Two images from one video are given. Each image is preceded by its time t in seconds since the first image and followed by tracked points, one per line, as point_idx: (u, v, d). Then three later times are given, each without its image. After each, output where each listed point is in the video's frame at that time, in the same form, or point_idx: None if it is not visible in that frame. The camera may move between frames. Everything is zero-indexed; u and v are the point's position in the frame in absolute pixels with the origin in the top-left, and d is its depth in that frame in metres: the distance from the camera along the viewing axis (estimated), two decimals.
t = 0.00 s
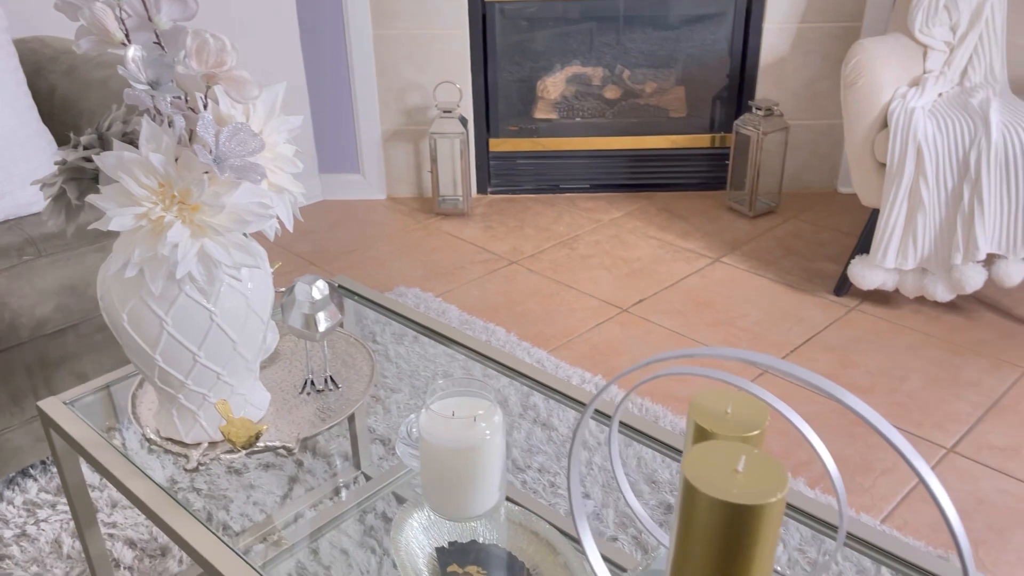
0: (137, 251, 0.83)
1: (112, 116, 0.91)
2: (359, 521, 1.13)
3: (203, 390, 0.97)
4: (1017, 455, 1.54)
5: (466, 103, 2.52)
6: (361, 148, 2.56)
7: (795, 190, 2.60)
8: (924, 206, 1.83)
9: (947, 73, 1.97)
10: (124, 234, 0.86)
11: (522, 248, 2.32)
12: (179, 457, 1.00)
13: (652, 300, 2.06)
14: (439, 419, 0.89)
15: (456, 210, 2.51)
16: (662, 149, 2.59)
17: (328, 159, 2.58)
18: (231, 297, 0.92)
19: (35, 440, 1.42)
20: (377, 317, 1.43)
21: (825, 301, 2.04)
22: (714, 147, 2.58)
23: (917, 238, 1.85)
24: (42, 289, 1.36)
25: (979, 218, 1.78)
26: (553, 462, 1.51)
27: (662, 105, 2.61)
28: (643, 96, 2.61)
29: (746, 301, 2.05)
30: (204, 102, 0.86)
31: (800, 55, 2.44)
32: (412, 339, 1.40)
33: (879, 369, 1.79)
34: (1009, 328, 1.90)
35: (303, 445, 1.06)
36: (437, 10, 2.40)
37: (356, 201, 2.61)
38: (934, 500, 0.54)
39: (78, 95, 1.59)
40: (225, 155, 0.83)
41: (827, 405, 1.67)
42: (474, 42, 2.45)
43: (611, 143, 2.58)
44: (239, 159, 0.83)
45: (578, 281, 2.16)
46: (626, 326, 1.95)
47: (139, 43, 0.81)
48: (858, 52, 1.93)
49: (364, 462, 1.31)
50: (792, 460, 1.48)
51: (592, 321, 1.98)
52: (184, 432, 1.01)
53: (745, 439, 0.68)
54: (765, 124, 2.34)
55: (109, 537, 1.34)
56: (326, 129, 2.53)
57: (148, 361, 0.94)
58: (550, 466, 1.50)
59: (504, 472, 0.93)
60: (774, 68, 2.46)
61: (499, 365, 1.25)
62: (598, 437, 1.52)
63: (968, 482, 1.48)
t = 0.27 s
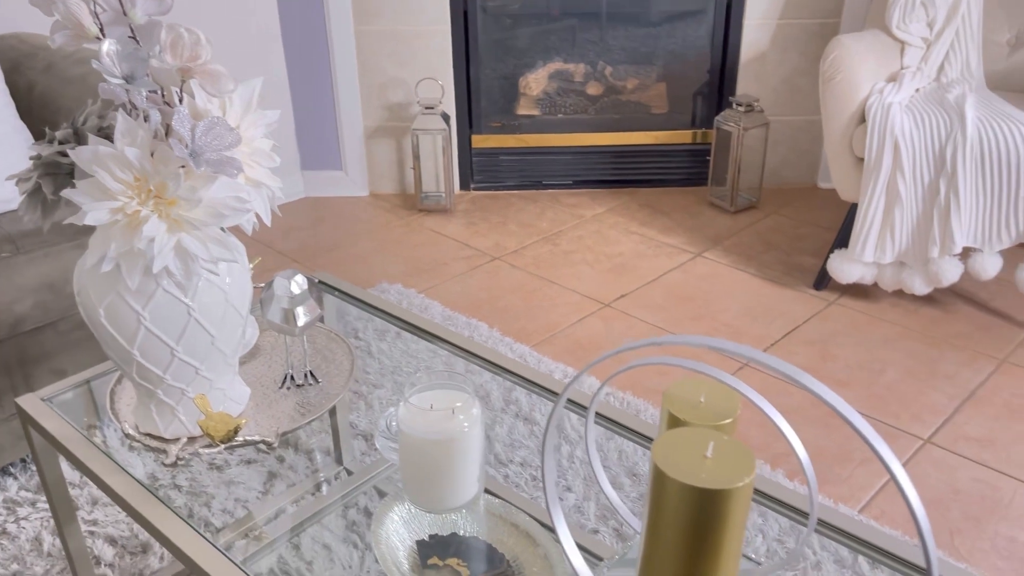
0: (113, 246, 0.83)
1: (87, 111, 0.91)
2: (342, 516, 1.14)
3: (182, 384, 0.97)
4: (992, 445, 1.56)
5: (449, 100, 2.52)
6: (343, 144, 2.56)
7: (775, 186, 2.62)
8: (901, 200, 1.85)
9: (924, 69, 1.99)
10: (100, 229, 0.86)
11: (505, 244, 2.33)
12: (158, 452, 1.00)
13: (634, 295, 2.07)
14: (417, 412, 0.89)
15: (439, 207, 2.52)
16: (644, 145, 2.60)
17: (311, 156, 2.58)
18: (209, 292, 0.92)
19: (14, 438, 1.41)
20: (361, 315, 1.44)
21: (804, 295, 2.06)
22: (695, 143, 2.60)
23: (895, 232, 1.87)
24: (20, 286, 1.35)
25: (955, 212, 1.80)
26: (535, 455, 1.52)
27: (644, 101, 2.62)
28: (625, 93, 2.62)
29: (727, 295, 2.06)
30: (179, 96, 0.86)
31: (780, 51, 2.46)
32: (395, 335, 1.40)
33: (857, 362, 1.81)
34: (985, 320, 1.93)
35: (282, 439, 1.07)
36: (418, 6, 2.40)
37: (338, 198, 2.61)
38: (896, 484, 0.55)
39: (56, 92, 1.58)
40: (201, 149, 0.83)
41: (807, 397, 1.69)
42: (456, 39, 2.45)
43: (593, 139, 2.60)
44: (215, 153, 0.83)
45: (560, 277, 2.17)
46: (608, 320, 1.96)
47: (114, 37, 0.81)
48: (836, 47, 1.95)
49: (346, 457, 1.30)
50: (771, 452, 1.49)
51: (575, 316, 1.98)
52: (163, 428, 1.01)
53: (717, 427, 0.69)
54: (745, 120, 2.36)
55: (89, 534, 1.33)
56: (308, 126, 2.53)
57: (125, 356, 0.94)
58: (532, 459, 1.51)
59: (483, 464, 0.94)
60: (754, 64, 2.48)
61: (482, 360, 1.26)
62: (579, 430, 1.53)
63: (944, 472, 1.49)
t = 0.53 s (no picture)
0: (91, 241, 0.83)
1: (65, 106, 0.91)
2: (325, 512, 1.14)
3: (162, 379, 0.97)
4: (969, 437, 1.58)
5: (432, 97, 2.52)
6: (326, 142, 2.56)
7: (758, 182, 2.64)
8: (880, 195, 1.87)
9: (903, 66, 2.01)
10: (78, 224, 0.86)
11: (489, 241, 2.34)
12: (139, 448, 1.00)
13: (617, 291, 2.08)
14: (397, 406, 0.90)
15: (423, 204, 2.52)
16: (627, 142, 2.62)
17: (294, 154, 2.58)
18: (189, 287, 0.92)
19: None
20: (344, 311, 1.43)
21: (786, 290, 2.07)
22: (678, 140, 2.61)
23: (875, 227, 1.89)
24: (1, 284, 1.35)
25: (933, 207, 1.82)
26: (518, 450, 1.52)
27: (627, 99, 2.63)
28: (608, 90, 2.63)
29: (709, 291, 2.08)
30: (158, 91, 0.86)
31: (761, 48, 2.48)
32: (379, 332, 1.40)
33: (837, 356, 1.82)
34: (964, 314, 1.95)
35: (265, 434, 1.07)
36: (401, 4, 2.40)
37: (322, 196, 2.61)
38: (862, 468, 0.57)
39: (36, 89, 1.57)
40: (179, 143, 0.83)
41: (787, 391, 1.71)
42: (439, 36, 2.45)
43: (577, 136, 2.61)
44: (192, 147, 0.84)
45: (544, 274, 2.17)
46: (591, 317, 1.97)
47: (92, 33, 0.81)
48: (816, 45, 1.97)
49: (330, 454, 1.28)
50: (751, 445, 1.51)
51: (558, 312, 1.99)
52: (144, 423, 1.01)
53: (692, 416, 0.70)
54: (728, 117, 2.37)
55: (72, 532, 1.33)
56: (290, 124, 2.53)
57: (105, 351, 0.94)
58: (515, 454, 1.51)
59: (463, 457, 0.94)
60: (735, 62, 2.49)
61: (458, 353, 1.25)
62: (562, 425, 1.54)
63: (922, 464, 1.51)
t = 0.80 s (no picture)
0: (66, 239, 0.83)
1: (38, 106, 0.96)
2: (306, 510, 1.14)
3: (140, 378, 0.97)
4: (946, 431, 1.60)
5: (414, 97, 2.52)
6: (308, 142, 2.56)
7: (739, 181, 2.66)
8: (858, 193, 1.89)
9: (880, 64, 2.03)
10: (52, 222, 0.85)
11: (471, 240, 2.34)
12: (116, 447, 1.00)
13: (599, 289, 2.09)
14: (374, 402, 0.90)
15: (406, 204, 2.52)
16: (609, 141, 2.63)
17: (276, 154, 2.57)
18: (166, 285, 0.92)
19: None
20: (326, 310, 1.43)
21: (766, 288, 2.09)
22: (660, 139, 2.63)
23: (853, 225, 1.91)
24: None
25: (910, 204, 1.84)
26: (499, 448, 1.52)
27: (608, 98, 2.64)
28: (590, 90, 2.64)
29: (691, 289, 2.09)
30: (132, 89, 0.86)
31: (741, 48, 2.49)
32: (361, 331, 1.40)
33: (816, 353, 1.84)
34: (941, 311, 1.97)
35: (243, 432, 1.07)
36: (383, 4, 2.40)
37: (304, 196, 2.60)
38: (824, 457, 0.57)
39: (12, 89, 1.57)
40: (154, 142, 0.83)
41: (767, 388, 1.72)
42: (420, 36, 2.45)
43: (559, 135, 2.61)
44: (168, 146, 0.84)
45: (527, 273, 2.18)
46: (573, 315, 1.98)
47: (65, 32, 0.82)
48: (794, 44, 1.98)
49: (311, 453, 1.26)
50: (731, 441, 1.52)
51: (540, 311, 2.00)
52: (121, 422, 1.01)
53: (665, 410, 0.71)
54: (708, 116, 2.39)
55: (51, 534, 1.32)
56: (271, 124, 2.53)
57: (81, 350, 0.94)
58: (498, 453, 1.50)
59: (441, 453, 0.95)
60: (715, 61, 2.51)
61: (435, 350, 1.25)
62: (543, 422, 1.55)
63: (900, 458, 1.53)
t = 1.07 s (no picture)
0: (46, 239, 0.83)
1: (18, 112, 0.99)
2: (292, 512, 1.13)
3: (122, 380, 0.97)
4: (929, 429, 1.61)
5: (400, 99, 2.52)
6: (295, 144, 2.55)
7: (724, 181, 2.67)
8: (841, 194, 1.90)
9: (863, 66, 2.04)
10: (31, 222, 0.85)
11: (458, 242, 2.34)
12: (99, 449, 1.00)
13: (585, 290, 2.10)
14: (357, 402, 0.90)
15: (393, 206, 2.52)
16: (596, 143, 2.63)
17: (263, 156, 2.57)
18: (147, 286, 0.92)
19: None
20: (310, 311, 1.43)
21: (752, 288, 2.10)
22: (646, 141, 2.64)
23: (837, 225, 1.92)
24: None
25: (893, 204, 1.85)
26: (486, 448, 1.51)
27: (595, 100, 2.65)
28: (576, 92, 2.65)
29: (676, 290, 2.10)
30: (112, 89, 0.86)
31: (726, 49, 2.51)
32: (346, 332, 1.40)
33: (801, 352, 1.85)
34: (924, 309, 1.99)
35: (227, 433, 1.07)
36: (368, 5, 2.40)
37: (291, 198, 2.60)
38: (801, 453, 0.58)
39: None
40: (134, 142, 0.83)
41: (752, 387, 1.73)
42: (406, 38, 2.45)
43: (546, 137, 2.62)
44: (148, 146, 0.84)
45: (514, 274, 2.18)
46: (560, 316, 1.98)
47: (45, 32, 0.81)
48: (778, 45, 2.00)
49: (296, 455, 1.28)
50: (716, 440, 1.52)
51: (527, 312, 2.00)
52: (103, 424, 1.00)
53: (645, 407, 0.71)
54: (693, 118, 2.40)
55: (34, 537, 1.31)
56: (257, 126, 2.52)
57: (63, 352, 0.93)
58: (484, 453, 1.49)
59: (424, 452, 0.95)
60: (700, 63, 2.52)
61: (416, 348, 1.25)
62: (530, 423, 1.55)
63: (883, 457, 1.54)
